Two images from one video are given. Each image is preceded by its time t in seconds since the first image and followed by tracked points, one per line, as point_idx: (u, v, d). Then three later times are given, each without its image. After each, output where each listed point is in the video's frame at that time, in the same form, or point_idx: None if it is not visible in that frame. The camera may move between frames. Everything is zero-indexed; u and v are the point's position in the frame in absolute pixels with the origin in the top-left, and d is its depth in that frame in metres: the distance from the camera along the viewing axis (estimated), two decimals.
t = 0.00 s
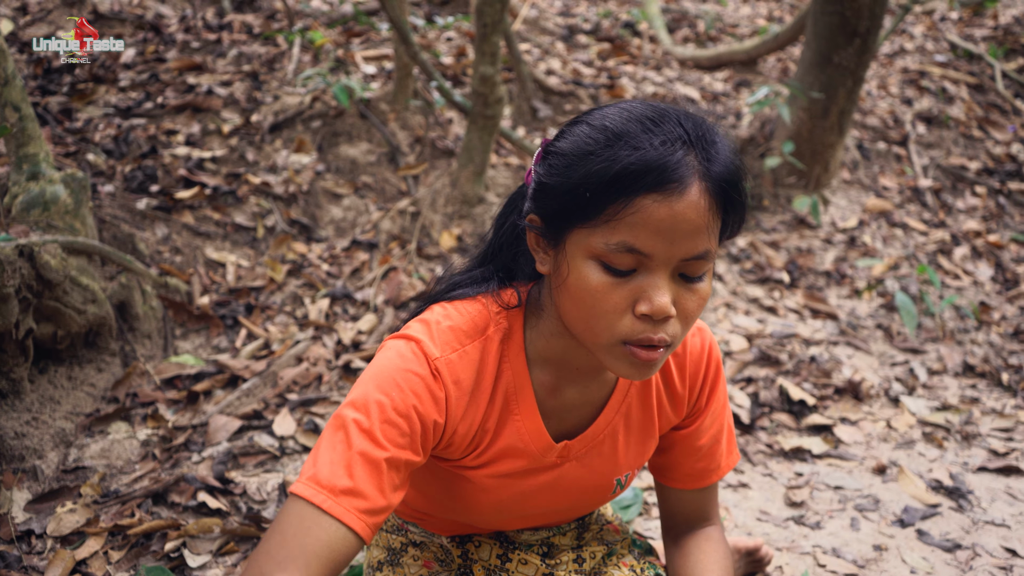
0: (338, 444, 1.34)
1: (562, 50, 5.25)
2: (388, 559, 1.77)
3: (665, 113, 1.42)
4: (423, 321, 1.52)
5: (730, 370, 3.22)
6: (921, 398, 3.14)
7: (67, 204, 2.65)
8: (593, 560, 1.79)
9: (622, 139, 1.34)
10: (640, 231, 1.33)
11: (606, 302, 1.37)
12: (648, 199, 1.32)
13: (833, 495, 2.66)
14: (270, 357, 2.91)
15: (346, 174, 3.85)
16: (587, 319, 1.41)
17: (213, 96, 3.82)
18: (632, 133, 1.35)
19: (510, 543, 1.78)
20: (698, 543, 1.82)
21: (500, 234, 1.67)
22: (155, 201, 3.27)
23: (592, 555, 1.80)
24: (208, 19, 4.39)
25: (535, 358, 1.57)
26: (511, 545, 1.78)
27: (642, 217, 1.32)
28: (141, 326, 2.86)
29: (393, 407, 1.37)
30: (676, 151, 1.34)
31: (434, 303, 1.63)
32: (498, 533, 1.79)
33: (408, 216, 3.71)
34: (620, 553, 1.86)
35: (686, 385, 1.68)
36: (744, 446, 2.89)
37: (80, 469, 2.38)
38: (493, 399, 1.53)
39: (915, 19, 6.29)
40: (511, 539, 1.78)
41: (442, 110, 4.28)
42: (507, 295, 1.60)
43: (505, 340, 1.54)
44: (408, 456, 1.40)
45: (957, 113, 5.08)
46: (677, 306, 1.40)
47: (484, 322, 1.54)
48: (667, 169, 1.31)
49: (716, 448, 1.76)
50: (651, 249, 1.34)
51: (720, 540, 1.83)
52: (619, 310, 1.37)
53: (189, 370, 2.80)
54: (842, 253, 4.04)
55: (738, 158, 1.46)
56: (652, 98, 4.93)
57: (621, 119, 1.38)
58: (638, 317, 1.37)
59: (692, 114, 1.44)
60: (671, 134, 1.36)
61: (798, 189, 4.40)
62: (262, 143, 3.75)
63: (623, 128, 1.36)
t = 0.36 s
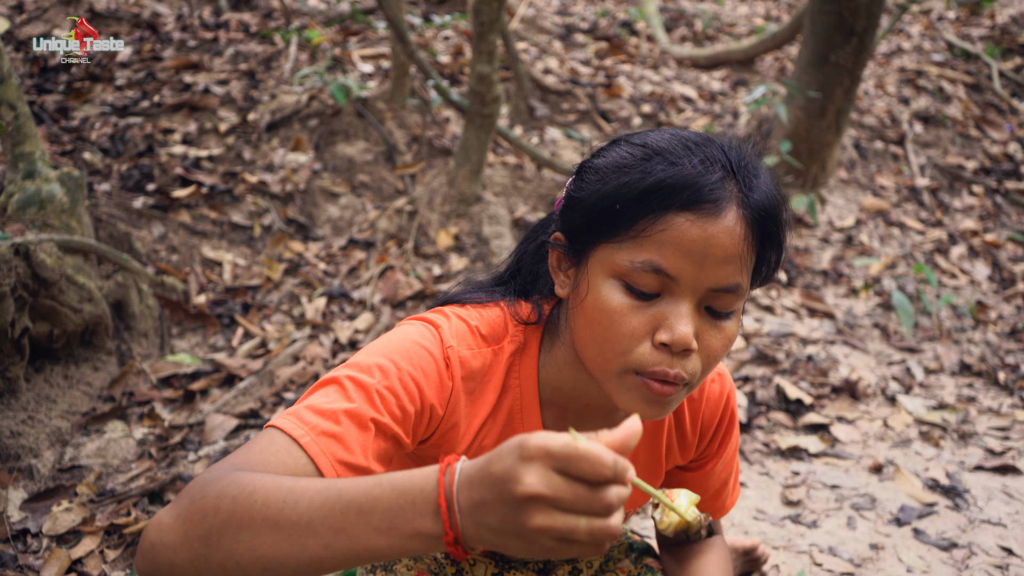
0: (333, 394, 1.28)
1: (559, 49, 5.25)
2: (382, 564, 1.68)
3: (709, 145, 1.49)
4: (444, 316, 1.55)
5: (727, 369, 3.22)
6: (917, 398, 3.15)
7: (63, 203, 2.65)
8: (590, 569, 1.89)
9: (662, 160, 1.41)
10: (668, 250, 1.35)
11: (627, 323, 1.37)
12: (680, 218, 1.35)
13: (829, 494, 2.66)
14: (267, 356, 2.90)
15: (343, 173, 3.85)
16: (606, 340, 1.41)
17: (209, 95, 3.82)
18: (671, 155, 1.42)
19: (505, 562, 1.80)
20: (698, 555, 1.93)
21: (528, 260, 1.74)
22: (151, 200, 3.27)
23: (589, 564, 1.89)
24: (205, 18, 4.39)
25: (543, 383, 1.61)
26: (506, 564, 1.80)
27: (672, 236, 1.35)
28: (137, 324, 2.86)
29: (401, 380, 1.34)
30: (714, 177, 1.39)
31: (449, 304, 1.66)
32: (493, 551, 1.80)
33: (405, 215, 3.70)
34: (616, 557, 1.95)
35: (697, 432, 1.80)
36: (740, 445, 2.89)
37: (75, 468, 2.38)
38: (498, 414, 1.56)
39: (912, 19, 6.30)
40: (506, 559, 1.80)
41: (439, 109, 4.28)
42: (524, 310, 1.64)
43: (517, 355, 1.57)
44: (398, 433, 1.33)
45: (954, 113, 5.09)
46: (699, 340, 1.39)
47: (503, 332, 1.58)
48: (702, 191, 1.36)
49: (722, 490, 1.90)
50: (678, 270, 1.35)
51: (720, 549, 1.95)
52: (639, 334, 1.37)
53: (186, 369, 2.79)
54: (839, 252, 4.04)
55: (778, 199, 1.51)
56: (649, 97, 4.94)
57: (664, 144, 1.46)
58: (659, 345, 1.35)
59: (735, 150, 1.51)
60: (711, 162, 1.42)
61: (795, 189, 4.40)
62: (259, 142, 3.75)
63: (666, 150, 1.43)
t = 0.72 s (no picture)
0: (321, 379, 1.31)
1: (558, 47, 5.25)
2: (377, 564, 1.83)
3: (715, 162, 1.50)
4: (445, 318, 1.57)
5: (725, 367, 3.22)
6: (916, 396, 3.15)
7: (61, 201, 2.65)
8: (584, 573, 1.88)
9: (663, 173, 1.42)
10: (661, 264, 1.35)
11: (618, 336, 1.37)
12: (675, 231, 1.35)
13: (828, 492, 2.66)
14: (265, 355, 2.90)
15: (341, 171, 3.85)
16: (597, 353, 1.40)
17: (208, 93, 3.82)
18: (673, 169, 1.43)
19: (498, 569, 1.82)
20: (699, 564, 1.93)
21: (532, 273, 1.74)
22: (150, 198, 3.26)
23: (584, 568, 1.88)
24: (203, 15, 4.38)
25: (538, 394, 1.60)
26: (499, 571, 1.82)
27: (667, 249, 1.35)
28: (136, 322, 2.85)
29: (391, 378, 1.36)
30: (715, 193, 1.39)
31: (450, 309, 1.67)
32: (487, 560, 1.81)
33: (404, 213, 3.69)
34: (614, 560, 1.95)
35: (696, 456, 1.75)
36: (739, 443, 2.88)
37: (74, 466, 2.38)
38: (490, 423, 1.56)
39: (911, 17, 6.29)
40: (500, 566, 1.81)
41: (438, 107, 4.28)
42: (522, 321, 1.62)
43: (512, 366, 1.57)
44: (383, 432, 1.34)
45: (954, 111, 5.09)
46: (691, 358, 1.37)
47: (500, 339, 1.58)
48: (700, 205, 1.36)
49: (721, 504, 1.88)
50: (671, 284, 1.35)
51: (721, 552, 1.96)
52: (629, 347, 1.36)
53: (184, 367, 2.79)
54: (839, 250, 4.04)
55: (782, 223, 1.50)
56: (649, 95, 4.94)
57: (668, 159, 1.47)
58: (648, 360, 1.35)
59: (742, 170, 1.52)
60: (713, 178, 1.43)
61: (794, 187, 4.39)
62: (257, 140, 3.75)
63: (668, 164, 1.45)
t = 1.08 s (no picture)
0: (311, 405, 1.32)
1: (559, 46, 5.24)
2: (378, 567, 1.84)
3: (706, 177, 1.49)
4: (442, 337, 1.58)
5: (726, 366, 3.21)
6: (917, 395, 3.15)
7: (62, 201, 2.64)
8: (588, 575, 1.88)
9: (652, 191, 1.42)
10: (652, 285, 1.34)
11: (610, 359, 1.37)
12: (665, 251, 1.35)
13: (829, 492, 2.66)
14: (266, 354, 2.90)
15: (342, 171, 3.84)
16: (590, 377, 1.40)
17: (208, 93, 3.82)
18: (662, 185, 1.43)
19: None
20: (700, 569, 1.94)
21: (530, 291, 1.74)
22: (151, 198, 3.27)
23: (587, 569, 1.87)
24: (204, 15, 4.38)
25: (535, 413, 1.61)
26: None
27: (657, 270, 1.34)
28: (137, 322, 2.85)
29: (383, 403, 1.37)
30: (705, 210, 1.38)
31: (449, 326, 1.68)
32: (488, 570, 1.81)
33: (405, 213, 3.69)
34: (616, 562, 1.96)
35: (696, 473, 1.76)
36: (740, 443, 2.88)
37: (75, 466, 2.38)
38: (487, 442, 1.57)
39: (912, 16, 6.28)
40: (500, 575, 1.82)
41: (439, 107, 4.28)
42: (519, 339, 1.62)
43: (508, 385, 1.57)
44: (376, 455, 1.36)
45: (954, 110, 5.09)
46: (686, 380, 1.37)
47: (495, 360, 1.59)
48: (690, 223, 1.35)
49: (721, 519, 1.89)
50: (662, 306, 1.34)
51: (722, 556, 1.96)
52: (622, 370, 1.36)
53: (185, 367, 2.78)
54: (839, 249, 4.03)
55: (776, 236, 1.49)
56: (649, 94, 4.94)
57: (657, 176, 1.46)
58: (641, 382, 1.34)
59: (734, 184, 1.51)
60: (704, 195, 1.42)
61: (795, 186, 4.38)
62: (258, 139, 3.75)
63: (656, 182, 1.44)
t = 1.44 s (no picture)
0: (302, 437, 1.40)
1: (558, 42, 5.24)
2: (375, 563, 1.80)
3: (710, 200, 1.48)
4: (436, 354, 1.63)
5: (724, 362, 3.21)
6: (915, 390, 3.16)
7: (61, 197, 2.65)
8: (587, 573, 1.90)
9: (650, 215, 1.42)
10: (641, 313, 1.36)
11: (597, 384, 1.39)
12: (657, 278, 1.36)
13: (827, 487, 2.67)
14: (265, 350, 2.91)
15: (341, 166, 3.85)
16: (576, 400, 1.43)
17: (207, 89, 3.82)
18: (661, 210, 1.43)
19: None
20: (697, 567, 1.94)
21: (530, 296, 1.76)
22: (150, 193, 3.27)
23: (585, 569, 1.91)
24: (203, 11, 4.38)
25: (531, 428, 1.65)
26: None
27: (646, 299, 1.36)
28: (136, 318, 2.86)
29: (375, 428, 1.45)
30: (702, 238, 1.38)
31: (443, 337, 1.72)
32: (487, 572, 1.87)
33: (404, 209, 3.70)
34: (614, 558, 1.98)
35: (695, 480, 1.77)
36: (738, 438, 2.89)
37: (74, 461, 2.39)
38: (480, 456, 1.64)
39: (912, 12, 6.27)
40: None
41: (437, 102, 4.28)
42: (515, 353, 1.68)
43: (501, 401, 1.63)
44: (369, 480, 1.46)
45: (954, 106, 5.09)
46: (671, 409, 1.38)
47: (486, 377, 1.65)
48: (683, 252, 1.36)
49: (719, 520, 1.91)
50: (650, 334, 1.35)
51: (720, 554, 1.96)
52: (609, 396, 1.39)
53: (184, 362, 2.79)
54: (838, 245, 4.04)
55: (778, 265, 1.48)
56: (648, 91, 4.94)
57: (659, 198, 1.46)
58: (626, 409, 1.37)
59: (740, 209, 1.49)
60: (703, 221, 1.41)
61: (794, 183, 4.38)
62: (257, 135, 3.75)
63: (655, 206, 1.44)
